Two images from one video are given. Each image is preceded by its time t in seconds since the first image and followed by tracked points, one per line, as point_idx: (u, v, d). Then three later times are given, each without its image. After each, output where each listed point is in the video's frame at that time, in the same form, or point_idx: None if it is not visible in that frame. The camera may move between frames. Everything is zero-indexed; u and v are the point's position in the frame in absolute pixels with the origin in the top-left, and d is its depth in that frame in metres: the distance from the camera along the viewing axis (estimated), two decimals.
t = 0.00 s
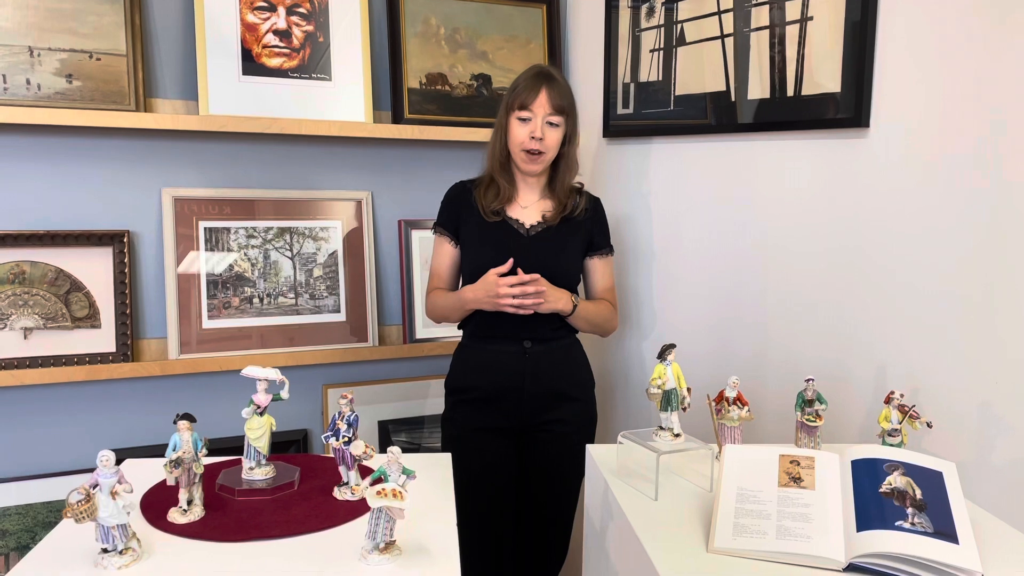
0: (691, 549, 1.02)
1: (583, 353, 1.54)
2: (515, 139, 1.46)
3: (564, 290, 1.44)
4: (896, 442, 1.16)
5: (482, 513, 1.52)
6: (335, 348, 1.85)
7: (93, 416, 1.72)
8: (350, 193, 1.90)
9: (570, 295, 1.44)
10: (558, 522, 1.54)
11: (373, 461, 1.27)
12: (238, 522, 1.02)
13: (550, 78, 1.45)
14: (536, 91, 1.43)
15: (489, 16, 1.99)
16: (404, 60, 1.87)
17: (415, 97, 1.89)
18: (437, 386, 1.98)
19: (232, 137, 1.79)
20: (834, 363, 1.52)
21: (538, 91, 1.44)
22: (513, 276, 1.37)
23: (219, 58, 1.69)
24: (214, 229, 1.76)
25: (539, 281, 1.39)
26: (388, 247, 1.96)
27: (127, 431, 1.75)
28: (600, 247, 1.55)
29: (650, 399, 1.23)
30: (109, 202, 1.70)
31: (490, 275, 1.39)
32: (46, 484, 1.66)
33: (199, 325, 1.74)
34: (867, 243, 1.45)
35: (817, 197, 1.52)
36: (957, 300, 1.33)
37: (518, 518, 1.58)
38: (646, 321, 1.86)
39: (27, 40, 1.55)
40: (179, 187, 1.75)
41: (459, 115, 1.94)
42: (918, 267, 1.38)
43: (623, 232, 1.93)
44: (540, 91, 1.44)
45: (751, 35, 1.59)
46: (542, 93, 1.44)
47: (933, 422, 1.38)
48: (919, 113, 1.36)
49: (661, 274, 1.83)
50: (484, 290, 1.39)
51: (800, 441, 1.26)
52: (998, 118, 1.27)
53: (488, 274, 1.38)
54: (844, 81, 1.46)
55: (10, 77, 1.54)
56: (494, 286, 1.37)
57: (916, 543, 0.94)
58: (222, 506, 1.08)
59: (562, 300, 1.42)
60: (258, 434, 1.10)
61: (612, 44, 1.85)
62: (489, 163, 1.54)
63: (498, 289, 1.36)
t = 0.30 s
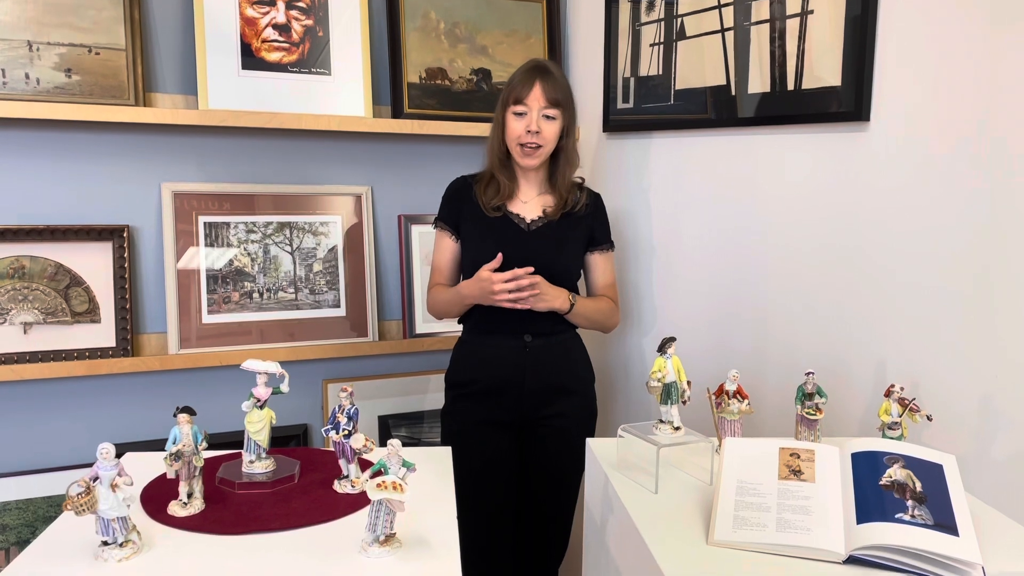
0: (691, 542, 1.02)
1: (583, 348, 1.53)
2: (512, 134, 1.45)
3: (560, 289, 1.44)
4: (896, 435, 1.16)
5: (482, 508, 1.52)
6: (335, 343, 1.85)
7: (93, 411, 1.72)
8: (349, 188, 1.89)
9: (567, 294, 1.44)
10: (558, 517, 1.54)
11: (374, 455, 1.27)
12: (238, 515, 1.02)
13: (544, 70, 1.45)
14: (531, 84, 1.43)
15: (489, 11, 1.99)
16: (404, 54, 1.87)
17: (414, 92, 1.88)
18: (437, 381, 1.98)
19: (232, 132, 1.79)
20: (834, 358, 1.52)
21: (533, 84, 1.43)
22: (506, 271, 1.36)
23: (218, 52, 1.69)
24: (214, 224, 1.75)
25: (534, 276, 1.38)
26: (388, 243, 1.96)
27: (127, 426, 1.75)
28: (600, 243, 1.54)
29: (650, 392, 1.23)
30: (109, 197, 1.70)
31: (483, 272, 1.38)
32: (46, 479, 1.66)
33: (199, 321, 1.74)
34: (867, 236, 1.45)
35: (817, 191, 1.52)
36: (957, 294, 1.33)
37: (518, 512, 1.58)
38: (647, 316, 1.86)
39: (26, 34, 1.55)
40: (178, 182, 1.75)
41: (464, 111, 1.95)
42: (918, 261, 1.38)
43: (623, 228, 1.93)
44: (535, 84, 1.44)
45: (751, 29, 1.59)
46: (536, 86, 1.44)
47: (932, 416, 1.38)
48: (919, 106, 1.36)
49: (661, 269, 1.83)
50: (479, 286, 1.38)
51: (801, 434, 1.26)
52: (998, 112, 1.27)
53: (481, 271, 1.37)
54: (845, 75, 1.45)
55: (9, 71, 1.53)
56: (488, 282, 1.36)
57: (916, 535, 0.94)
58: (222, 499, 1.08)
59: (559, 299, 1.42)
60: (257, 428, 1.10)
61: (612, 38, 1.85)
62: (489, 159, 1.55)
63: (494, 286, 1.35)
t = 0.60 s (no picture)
0: (693, 532, 1.02)
1: (584, 341, 1.54)
2: (509, 126, 1.46)
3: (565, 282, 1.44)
4: (896, 426, 1.16)
5: (483, 501, 1.52)
6: (335, 337, 1.85)
7: (94, 404, 1.72)
8: (349, 181, 1.89)
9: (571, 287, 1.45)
10: (559, 510, 1.54)
11: (374, 446, 1.27)
12: (239, 505, 1.02)
13: (539, 62, 1.45)
14: (526, 76, 1.43)
15: (489, 4, 1.98)
16: (403, 48, 1.87)
17: (415, 85, 1.88)
18: (437, 375, 1.98)
19: (231, 126, 1.79)
20: (834, 350, 1.52)
21: (528, 76, 1.44)
22: (512, 268, 1.37)
23: (218, 45, 1.69)
24: (214, 218, 1.75)
25: (540, 271, 1.38)
26: (389, 236, 1.96)
27: (129, 420, 1.75)
28: (601, 236, 1.55)
29: (650, 383, 1.23)
30: (109, 191, 1.70)
31: (490, 268, 1.39)
32: (48, 472, 1.67)
33: (200, 315, 1.74)
34: (868, 228, 1.45)
35: (818, 184, 1.52)
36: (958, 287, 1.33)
37: (519, 504, 1.58)
38: (647, 309, 1.86)
39: (25, 28, 1.55)
40: (178, 176, 1.74)
41: (464, 104, 1.94)
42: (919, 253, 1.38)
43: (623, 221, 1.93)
44: (530, 76, 1.44)
45: (752, 21, 1.58)
46: (531, 77, 1.44)
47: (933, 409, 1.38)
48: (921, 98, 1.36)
49: (661, 262, 1.82)
50: (485, 280, 1.39)
51: (801, 426, 1.26)
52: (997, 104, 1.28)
53: (489, 266, 1.38)
54: (845, 67, 1.45)
55: (9, 64, 1.53)
56: (494, 278, 1.38)
57: (917, 525, 0.94)
58: (224, 490, 1.08)
59: (564, 292, 1.43)
60: (259, 420, 1.10)
61: (612, 31, 1.84)
62: (489, 152, 1.55)
63: (498, 282, 1.37)
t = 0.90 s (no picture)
0: (693, 523, 1.02)
1: (584, 335, 1.54)
2: (506, 120, 1.46)
3: (566, 272, 1.44)
4: (897, 418, 1.17)
5: (484, 495, 1.52)
6: (336, 331, 1.85)
7: (95, 398, 1.72)
8: (349, 175, 1.89)
9: (573, 278, 1.45)
10: (560, 504, 1.54)
11: (375, 438, 1.28)
12: (240, 497, 1.03)
13: (535, 55, 1.45)
14: (521, 69, 1.44)
15: None
16: (403, 41, 1.86)
17: (414, 79, 1.88)
18: (437, 368, 1.99)
19: (231, 119, 1.79)
20: (833, 343, 1.52)
21: (523, 69, 1.44)
22: (512, 263, 1.37)
23: (217, 39, 1.68)
24: (214, 212, 1.75)
25: (540, 266, 1.38)
26: (389, 230, 1.96)
27: (129, 414, 1.76)
28: (600, 231, 1.54)
29: (651, 375, 1.23)
30: (109, 185, 1.70)
31: (492, 264, 1.39)
32: (49, 466, 1.67)
33: (200, 309, 1.74)
34: (869, 221, 1.45)
35: (818, 176, 1.52)
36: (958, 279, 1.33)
37: (520, 499, 1.58)
38: (647, 303, 1.86)
39: (24, 21, 1.54)
40: (178, 169, 1.74)
41: (464, 98, 1.94)
42: (919, 246, 1.38)
43: (623, 215, 1.92)
44: (525, 69, 1.44)
45: (752, 14, 1.58)
46: (526, 70, 1.44)
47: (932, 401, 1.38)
48: (921, 90, 1.36)
49: (662, 255, 1.82)
50: (486, 276, 1.39)
51: (801, 418, 1.26)
52: (998, 100, 1.27)
53: (490, 262, 1.39)
54: (846, 59, 1.45)
55: (9, 58, 1.53)
56: (494, 274, 1.38)
57: (916, 516, 0.94)
58: (224, 482, 1.08)
59: (566, 283, 1.42)
60: (260, 412, 1.10)
61: (612, 24, 1.84)
62: (488, 147, 1.55)
63: (497, 277, 1.37)
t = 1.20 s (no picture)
0: (695, 513, 1.03)
1: (585, 328, 1.54)
2: (503, 113, 1.46)
3: (564, 267, 1.44)
4: (899, 408, 1.17)
5: (485, 488, 1.53)
6: (337, 324, 1.85)
7: (97, 391, 1.72)
8: (350, 168, 1.89)
9: (572, 273, 1.44)
10: (561, 497, 1.54)
11: (378, 430, 1.28)
12: (244, 487, 1.03)
13: (529, 47, 1.45)
14: (514, 61, 1.44)
15: None
16: (404, 34, 1.86)
17: (415, 72, 1.88)
18: (438, 362, 1.99)
19: (232, 113, 1.79)
20: (834, 335, 1.52)
21: (516, 61, 1.44)
22: (509, 260, 1.37)
23: (218, 32, 1.68)
24: (215, 205, 1.75)
25: (536, 262, 1.38)
26: (390, 224, 1.95)
27: (131, 407, 1.76)
28: (602, 225, 1.54)
29: (652, 366, 1.23)
30: (110, 178, 1.69)
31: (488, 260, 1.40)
32: (51, 459, 1.67)
33: (201, 302, 1.74)
34: (870, 213, 1.45)
35: (819, 168, 1.52)
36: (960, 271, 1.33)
37: (521, 491, 1.59)
38: (648, 296, 1.87)
39: (25, 14, 1.54)
40: (179, 163, 1.74)
41: (465, 91, 1.94)
42: (920, 237, 1.38)
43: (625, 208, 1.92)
44: (518, 61, 1.45)
45: (753, 6, 1.58)
46: (519, 62, 1.44)
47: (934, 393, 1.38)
48: (923, 82, 1.36)
49: (663, 248, 1.82)
50: (479, 271, 1.40)
51: (803, 408, 1.26)
52: (998, 100, 1.27)
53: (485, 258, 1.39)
54: (847, 51, 1.45)
55: (9, 51, 1.53)
56: (488, 269, 1.38)
57: (918, 504, 0.94)
58: (228, 472, 1.08)
59: (564, 278, 1.42)
60: (263, 402, 1.10)
61: (613, 16, 1.83)
62: (489, 142, 1.55)
63: (492, 274, 1.37)
